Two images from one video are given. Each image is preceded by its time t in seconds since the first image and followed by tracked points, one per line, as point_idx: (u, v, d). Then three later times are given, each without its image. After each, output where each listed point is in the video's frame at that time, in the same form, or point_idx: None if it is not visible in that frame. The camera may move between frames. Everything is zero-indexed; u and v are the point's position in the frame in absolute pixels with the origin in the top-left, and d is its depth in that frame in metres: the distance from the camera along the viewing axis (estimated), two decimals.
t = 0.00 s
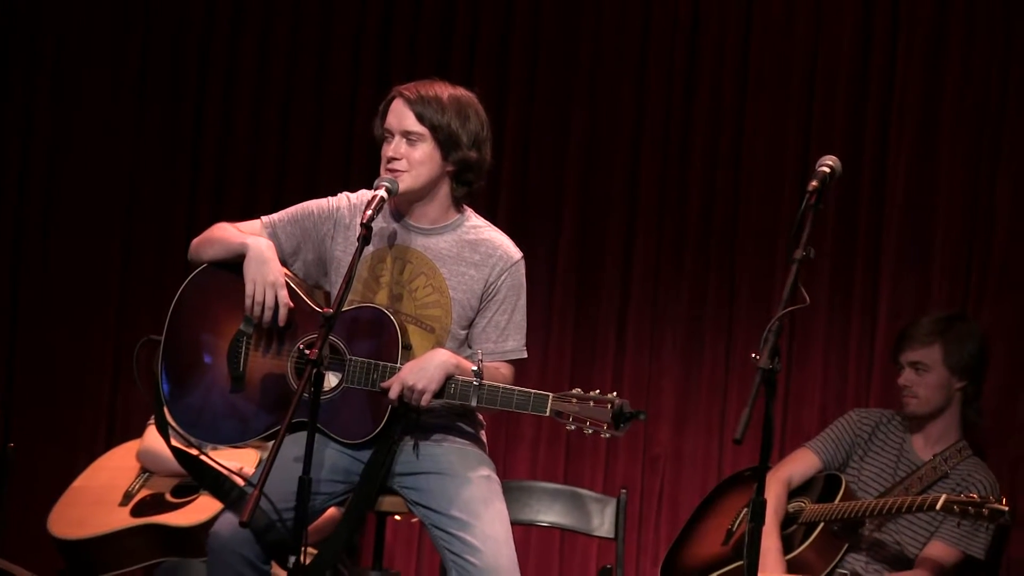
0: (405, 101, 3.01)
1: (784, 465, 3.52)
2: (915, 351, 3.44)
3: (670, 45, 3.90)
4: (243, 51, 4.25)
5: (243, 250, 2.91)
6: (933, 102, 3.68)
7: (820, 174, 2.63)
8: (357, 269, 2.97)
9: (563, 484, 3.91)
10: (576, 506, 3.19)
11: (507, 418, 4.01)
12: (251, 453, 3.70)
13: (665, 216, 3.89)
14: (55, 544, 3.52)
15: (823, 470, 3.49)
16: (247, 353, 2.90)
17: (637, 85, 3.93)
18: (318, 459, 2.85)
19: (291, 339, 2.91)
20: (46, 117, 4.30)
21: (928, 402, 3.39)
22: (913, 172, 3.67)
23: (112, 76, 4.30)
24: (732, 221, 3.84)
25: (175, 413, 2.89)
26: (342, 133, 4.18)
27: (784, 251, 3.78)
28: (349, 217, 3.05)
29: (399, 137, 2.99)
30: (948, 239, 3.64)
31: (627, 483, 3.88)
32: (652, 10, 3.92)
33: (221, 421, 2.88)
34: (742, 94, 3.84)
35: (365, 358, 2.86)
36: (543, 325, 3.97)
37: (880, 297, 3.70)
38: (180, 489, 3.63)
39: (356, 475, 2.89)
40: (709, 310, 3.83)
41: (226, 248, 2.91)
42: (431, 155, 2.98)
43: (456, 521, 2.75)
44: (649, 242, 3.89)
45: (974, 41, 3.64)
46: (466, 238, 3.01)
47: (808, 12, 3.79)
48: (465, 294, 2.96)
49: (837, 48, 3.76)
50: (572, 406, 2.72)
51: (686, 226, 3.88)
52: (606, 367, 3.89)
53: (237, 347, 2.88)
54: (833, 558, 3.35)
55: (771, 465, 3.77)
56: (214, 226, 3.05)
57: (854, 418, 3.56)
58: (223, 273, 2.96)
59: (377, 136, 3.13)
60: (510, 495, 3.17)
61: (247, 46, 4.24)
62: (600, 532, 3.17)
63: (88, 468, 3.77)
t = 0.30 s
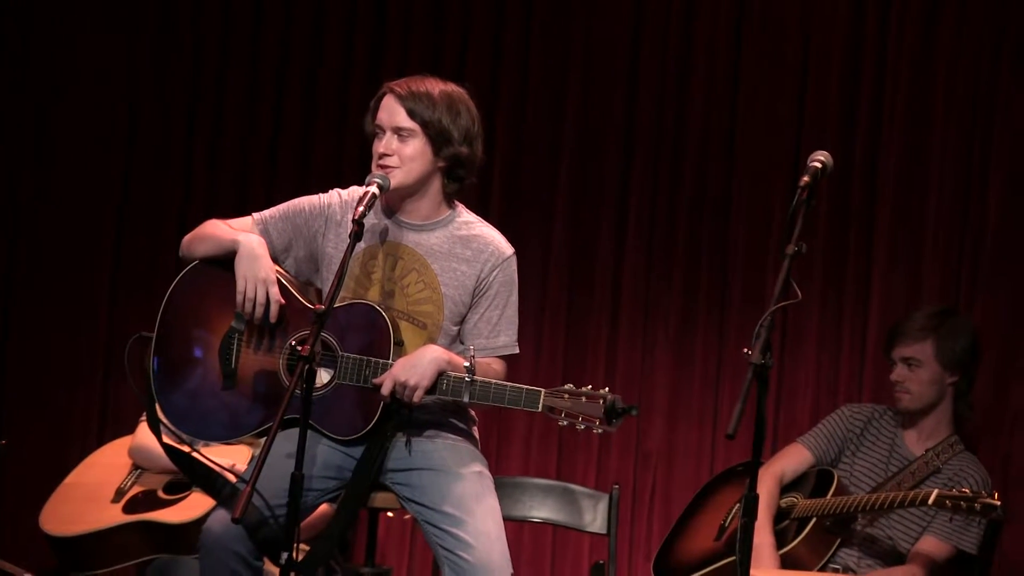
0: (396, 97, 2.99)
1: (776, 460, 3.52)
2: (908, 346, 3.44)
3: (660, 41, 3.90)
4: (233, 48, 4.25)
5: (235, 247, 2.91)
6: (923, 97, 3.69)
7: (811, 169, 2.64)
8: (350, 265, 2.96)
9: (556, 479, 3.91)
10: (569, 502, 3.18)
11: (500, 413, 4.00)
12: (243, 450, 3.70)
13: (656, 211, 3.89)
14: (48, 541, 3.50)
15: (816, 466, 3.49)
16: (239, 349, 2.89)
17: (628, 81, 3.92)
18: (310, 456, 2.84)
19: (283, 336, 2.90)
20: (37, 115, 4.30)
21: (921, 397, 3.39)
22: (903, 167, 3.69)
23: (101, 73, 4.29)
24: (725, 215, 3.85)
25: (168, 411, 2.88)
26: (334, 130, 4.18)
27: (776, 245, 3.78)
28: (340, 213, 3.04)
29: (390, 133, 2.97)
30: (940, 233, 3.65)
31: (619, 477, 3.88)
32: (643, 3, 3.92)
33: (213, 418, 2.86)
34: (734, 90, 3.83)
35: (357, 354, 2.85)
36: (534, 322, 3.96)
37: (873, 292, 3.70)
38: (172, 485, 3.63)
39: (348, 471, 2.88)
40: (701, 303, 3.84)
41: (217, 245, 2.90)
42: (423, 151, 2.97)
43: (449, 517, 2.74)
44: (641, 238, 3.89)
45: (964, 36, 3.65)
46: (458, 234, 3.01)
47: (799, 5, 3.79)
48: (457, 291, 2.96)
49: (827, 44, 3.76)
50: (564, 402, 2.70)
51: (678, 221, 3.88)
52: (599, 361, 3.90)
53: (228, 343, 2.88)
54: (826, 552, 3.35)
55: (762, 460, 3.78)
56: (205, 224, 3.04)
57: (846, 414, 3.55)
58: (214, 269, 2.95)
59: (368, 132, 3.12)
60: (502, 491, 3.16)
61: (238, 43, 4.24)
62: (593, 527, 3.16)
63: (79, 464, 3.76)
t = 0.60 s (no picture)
0: (388, 84, 2.95)
1: (769, 445, 3.49)
2: (900, 331, 3.43)
3: (644, 32, 3.94)
4: (222, 47, 4.30)
5: (226, 237, 2.85)
6: (910, 82, 3.70)
7: (803, 154, 2.59)
8: (341, 253, 2.91)
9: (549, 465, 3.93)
10: (562, 488, 3.12)
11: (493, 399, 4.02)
12: (237, 440, 3.68)
13: (645, 200, 3.92)
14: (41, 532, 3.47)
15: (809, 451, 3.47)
16: (230, 339, 2.82)
17: (613, 73, 3.97)
18: (303, 445, 2.79)
19: (275, 325, 2.83)
20: (31, 118, 4.36)
21: (914, 381, 3.39)
22: (893, 151, 3.69)
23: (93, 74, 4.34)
24: (715, 202, 3.87)
25: (159, 401, 2.81)
26: (325, 123, 4.22)
27: (767, 230, 3.79)
28: (332, 202, 2.99)
29: (382, 120, 2.93)
30: (932, 217, 3.65)
31: (613, 464, 3.89)
32: None
33: (205, 409, 2.80)
34: (719, 79, 3.87)
35: (351, 342, 2.80)
36: (525, 312, 4.00)
37: (864, 276, 3.71)
38: (165, 475, 3.61)
39: (341, 460, 2.83)
40: (692, 288, 3.86)
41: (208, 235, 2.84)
42: (415, 139, 2.92)
43: (442, 505, 2.69)
44: (631, 226, 3.91)
45: (947, 21, 3.67)
46: (449, 221, 2.97)
47: None
48: (449, 279, 2.92)
49: (809, 34, 3.79)
50: (556, 388, 2.66)
51: (668, 207, 3.90)
52: (590, 347, 3.92)
53: (220, 333, 2.81)
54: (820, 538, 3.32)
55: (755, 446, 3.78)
56: (194, 212, 2.97)
57: (839, 399, 3.54)
58: (205, 258, 2.88)
59: (360, 119, 3.07)
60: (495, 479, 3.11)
61: (227, 41, 4.29)
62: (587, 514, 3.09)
63: (73, 455, 3.76)
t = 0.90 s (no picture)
0: (385, 82, 2.95)
1: (766, 444, 3.49)
2: (897, 330, 3.43)
3: (642, 32, 3.95)
4: (220, 46, 4.30)
5: (223, 234, 2.84)
6: (908, 81, 3.70)
7: (801, 152, 2.57)
8: (338, 251, 2.90)
9: (546, 463, 3.94)
10: (559, 487, 3.09)
11: (490, 397, 4.03)
12: (234, 437, 3.67)
13: (644, 199, 3.93)
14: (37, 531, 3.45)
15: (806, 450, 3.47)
16: (228, 336, 2.82)
17: (611, 71, 3.98)
18: (300, 442, 2.78)
19: (272, 322, 2.83)
20: (28, 118, 4.36)
21: (913, 380, 3.38)
22: (891, 150, 3.69)
23: (90, 74, 4.34)
24: (713, 201, 3.88)
25: (157, 398, 2.81)
26: (323, 121, 4.23)
27: (765, 229, 3.80)
28: (329, 199, 2.98)
29: (379, 118, 2.93)
30: (929, 217, 3.65)
31: (609, 463, 3.90)
32: None
33: (203, 405, 2.79)
34: (716, 79, 3.88)
35: (348, 340, 2.78)
36: (523, 311, 4.01)
37: (861, 275, 3.71)
38: (162, 472, 3.59)
39: (338, 457, 2.82)
40: (690, 288, 3.87)
41: (206, 231, 2.84)
42: (412, 136, 2.92)
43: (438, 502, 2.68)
44: (629, 225, 3.92)
45: (945, 20, 3.67)
46: (446, 219, 2.96)
47: None
48: (446, 276, 2.91)
49: (806, 36, 3.80)
50: (553, 386, 2.65)
51: (666, 206, 3.91)
52: (588, 346, 3.93)
53: (217, 331, 2.81)
54: (817, 536, 3.31)
55: (752, 445, 3.78)
56: (193, 211, 2.98)
57: (836, 398, 3.54)
58: (203, 255, 2.88)
59: (358, 117, 3.07)
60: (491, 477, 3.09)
61: (225, 41, 4.29)
62: (584, 512, 3.06)
63: (69, 453, 3.74)
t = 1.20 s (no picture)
0: (384, 82, 2.95)
1: (763, 444, 3.47)
2: (894, 331, 3.43)
3: (639, 32, 3.96)
4: (215, 46, 4.30)
5: (219, 234, 2.83)
6: (904, 81, 3.70)
7: (798, 153, 2.56)
8: (336, 251, 2.90)
9: (543, 463, 3.94)
10: (556, 488, 3.09)
11: (487, 397, 4.03)
12: (231, 437, 3.67)
13: (641, 199, 3.93)
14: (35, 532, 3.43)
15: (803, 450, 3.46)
16: (224, 337, 2.82)
17: (608, 71, 3.98)
18: (297, 442, 2.78)
19: (269, 323, 2.82)
20: (26, 117, 4.36)
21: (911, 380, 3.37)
22: (888, 150, 3.70)
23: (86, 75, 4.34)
24: (710, 201, 3.88)
25: (155, 398, 2.80)
26: (321, 121, 4.23)
27: (762, 229, 3.81)
28: (325, 200, 2.97)
29: (377, 118, 2.93)
30: (925, 217, 3.65)
31: (606, 463, 3.91)
32: None
33: (200, 405, 2.79)
34: (713, 80, 3.89)
35: (345, 340, 2.78)
36: (520, 312, 4.02)
37: (858, 276, 3.72)
38: (158, 472, 3.58)
39: (335, 458, 2.82)
40: (687, 289, 3.87)
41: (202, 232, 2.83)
42: (409, 137, 2.92)
43: (435, 503, 2.68)
44: (626, 225, 3.92)
45: (941, 20, 3.67)
46: (443, 219, 2.95)
47: None
48: (442, 276, 2.90)
49: (803, 36, 3.80)
50: (551, 386, 2.64)
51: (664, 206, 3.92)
52: (585, 346, 3.94)
53: (214, 331, 2.80)
54: (814, 537, 3.30)
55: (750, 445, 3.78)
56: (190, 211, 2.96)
57: (833, 398, 3.53)
58: (200, 255, 2.87)
59: (355, 117, 3.06)
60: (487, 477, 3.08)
61: (222, 41, 4.30)
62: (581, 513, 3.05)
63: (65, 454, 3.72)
